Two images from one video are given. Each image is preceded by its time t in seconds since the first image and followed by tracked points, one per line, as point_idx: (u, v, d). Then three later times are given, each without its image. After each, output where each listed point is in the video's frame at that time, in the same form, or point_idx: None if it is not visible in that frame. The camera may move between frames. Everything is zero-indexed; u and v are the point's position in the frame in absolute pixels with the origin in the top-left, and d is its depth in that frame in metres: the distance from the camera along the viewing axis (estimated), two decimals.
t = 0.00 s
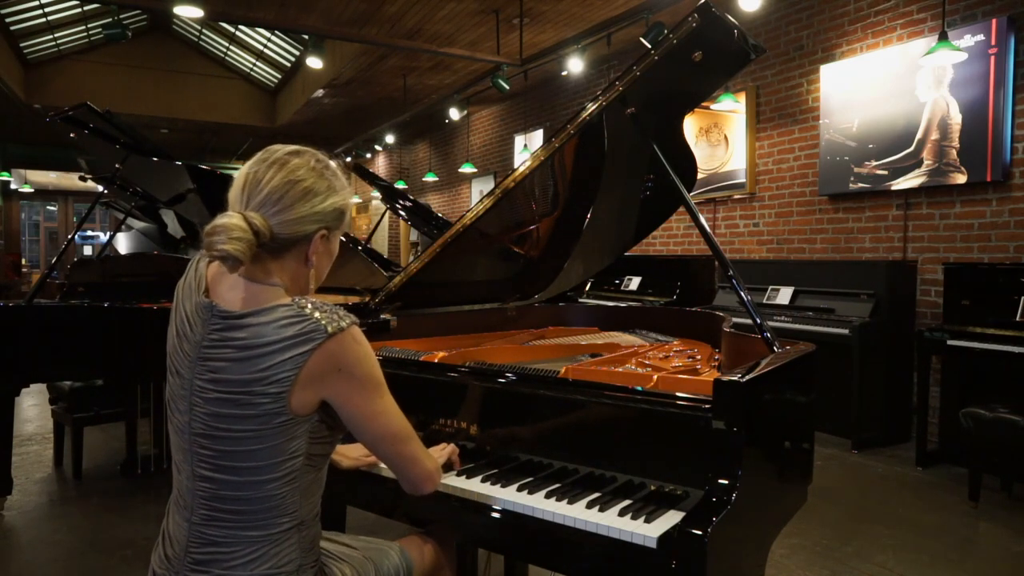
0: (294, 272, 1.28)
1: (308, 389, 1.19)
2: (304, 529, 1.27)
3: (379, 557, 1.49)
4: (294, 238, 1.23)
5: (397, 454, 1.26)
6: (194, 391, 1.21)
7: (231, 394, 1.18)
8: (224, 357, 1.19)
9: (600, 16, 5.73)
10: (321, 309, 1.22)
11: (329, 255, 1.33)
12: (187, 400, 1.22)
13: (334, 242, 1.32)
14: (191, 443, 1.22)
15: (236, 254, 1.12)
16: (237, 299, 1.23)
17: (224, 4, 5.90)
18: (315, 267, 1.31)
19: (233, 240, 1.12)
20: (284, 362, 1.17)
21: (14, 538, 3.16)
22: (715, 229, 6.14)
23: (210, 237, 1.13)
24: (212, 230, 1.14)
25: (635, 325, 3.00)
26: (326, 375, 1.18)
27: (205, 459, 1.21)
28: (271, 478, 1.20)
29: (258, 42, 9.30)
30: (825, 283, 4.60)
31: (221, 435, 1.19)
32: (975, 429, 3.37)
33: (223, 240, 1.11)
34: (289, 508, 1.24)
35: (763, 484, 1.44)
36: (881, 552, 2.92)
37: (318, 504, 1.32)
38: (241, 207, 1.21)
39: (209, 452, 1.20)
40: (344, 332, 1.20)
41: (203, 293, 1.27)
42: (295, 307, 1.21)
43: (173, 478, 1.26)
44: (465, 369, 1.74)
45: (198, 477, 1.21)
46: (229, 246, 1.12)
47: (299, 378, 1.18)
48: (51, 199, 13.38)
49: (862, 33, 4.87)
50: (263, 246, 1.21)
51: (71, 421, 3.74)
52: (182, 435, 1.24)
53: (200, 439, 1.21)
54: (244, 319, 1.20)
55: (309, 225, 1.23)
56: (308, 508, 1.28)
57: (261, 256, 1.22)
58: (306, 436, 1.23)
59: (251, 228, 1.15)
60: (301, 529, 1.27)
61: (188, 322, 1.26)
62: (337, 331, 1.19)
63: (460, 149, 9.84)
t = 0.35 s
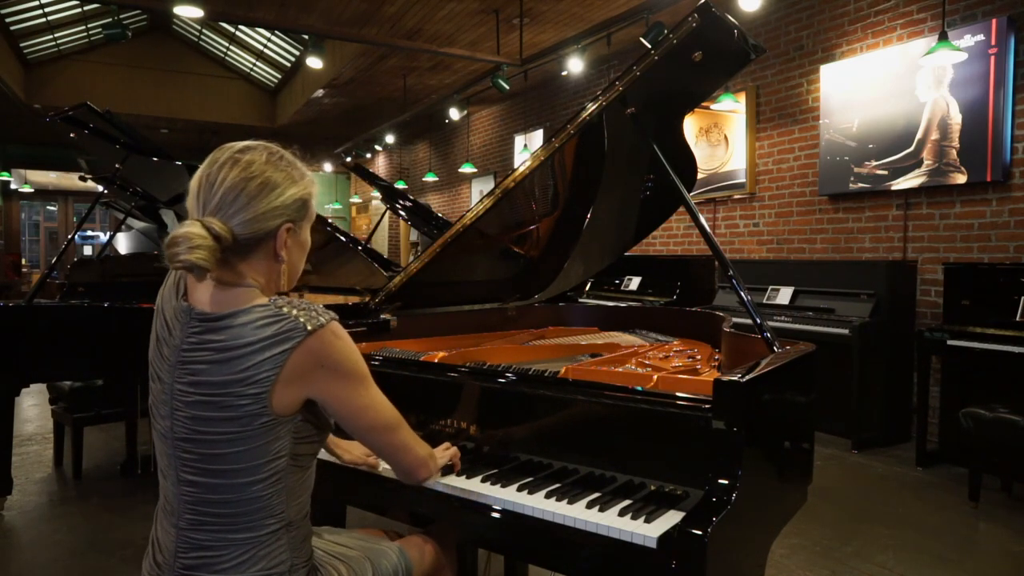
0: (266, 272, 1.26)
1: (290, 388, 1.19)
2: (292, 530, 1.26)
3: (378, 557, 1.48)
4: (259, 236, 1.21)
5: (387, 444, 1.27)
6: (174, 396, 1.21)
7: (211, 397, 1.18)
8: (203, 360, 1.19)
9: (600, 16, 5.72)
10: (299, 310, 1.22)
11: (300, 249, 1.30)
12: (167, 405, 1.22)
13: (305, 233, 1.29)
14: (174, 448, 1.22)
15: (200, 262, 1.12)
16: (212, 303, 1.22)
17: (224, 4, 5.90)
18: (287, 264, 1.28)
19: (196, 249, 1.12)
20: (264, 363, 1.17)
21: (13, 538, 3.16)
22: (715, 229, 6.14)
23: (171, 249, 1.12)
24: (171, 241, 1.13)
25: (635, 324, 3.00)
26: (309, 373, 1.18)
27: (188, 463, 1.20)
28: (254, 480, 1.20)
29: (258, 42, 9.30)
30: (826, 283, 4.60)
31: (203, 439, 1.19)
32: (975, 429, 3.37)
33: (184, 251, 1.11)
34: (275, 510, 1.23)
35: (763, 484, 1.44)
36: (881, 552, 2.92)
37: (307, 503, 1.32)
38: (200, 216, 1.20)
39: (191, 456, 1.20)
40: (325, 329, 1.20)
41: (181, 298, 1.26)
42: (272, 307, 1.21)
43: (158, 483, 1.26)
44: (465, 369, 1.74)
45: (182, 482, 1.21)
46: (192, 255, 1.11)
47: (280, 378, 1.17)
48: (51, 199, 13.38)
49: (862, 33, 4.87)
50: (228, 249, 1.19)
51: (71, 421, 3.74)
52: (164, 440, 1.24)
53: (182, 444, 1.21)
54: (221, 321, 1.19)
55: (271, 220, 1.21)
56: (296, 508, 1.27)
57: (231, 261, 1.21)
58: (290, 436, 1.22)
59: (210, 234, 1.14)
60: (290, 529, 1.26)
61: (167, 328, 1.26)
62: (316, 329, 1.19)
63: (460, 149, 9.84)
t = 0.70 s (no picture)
0: (258, 283, 1.27)
1: (264, 400, 1.18)
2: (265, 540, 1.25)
3: (371, 554, 1.48)
4: (255, 246, 1.22)
5: (351, 466, 1.26)
6: (147, 403, 1.21)
7: (183, 405, 1.17)
8: (176, 366, 1.18)
9: (601, 16, 5.72)
10: (281, 321, 1.21)
11: (297, 269, 1.31)
12: (139, 411, 1.22)
13: (302, 256, 1.30)
14: (145, 454, 1.21)
15: (195, 251, 1.15)
16: (197, 307, 1.22)
17: (225, 4, 5.90)
18: (280, 279, 1.29)
19: (192, 239, 1.15)
20: (238, 371, 1.16)
21: (13, 538, 3.16)
22: (715, 229, 6.14)
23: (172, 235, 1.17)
24: (175, 230, 1.17)
25: (635, 324, 3.00)
26: (282, 385, 1.17)
27: (159, 471, 1.20)
28: (226, 490, 1.19)
29: (258, 42, 9.30)
30: (826, 283, 4.60)
31: (175, 447, 1.18)
32: (975, 429, 3.37)
33: (182, 238, 1.15)
34: (247, 520, 1.22)
35: (763, 484, 1.44)
36: (881, 552, 2.92)
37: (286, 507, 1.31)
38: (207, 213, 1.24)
39: (162, 465, 1.19)
40: (302, 342, 1.19)
41: (163, 303, 1.26)
42: (253, 317, 1.20)
43: (130, 489, 1.26)
44: (465, 369, 1.74)
45: (155, 489, 1.21)
46: (188, 243, 1.15)
47: (252, 388, 1.16)
48: (51, 199, 13.37)
49: (862, 33, 4.87)
50: (225, 251, 1.21)
51: (71, 421, 3.74)
52: (137, 447, 1.23)
53: (154, 452, 1.20)
54: (198, 327, 1.19)
55: (270, 233, 1.22)
56: (270, 518, 1.26)
57: (225, 262, 1.23)
58: (261, 446, 1.21)
59: (211, 230, 1.17)
60: (262, 541, 1.24)
61: (145, 333, 1.26)
62: (293, 341, 1.18)
63: (460, 149, 9.84)
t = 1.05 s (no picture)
0: (272, 305, 1.27)
1: (250, 419, 1.17)
2: (245, 555, 1.25)
3: (366, 553, 1.48)
4: (279, 271, 1.22)
5: (329, 500, 1.22)
6: (135, 410, 1.20)
7: (171, 415, 1.17)
8: (168, 376, 1.18)
9: (601, 16, 5.72)
10: (281, 343, 1.20)
11: (313, 303, 1.31)
12: (127, 418, 1.22)
13: (321, 295, 1.30)
14: (129, 461, 1.21)
15: (223, 255, 1.15)
16: (202, 317, 1.22)
17: (225, 4, 5.91)
18: (294, 308, 1.29)
19: (224, 242, 1.15)
20: (227, 386, 1.15)
21: (13, 538, 3.16)
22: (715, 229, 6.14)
23: (207, 235, 1.16)
24: (211, 231, 1.17)
25: (635, 324, 3.00)
26: (270, 408, 1.16)
27: (143, 479, 1.20)
28: (208, 503, 1.19)
29: (257, 42, 9.30)
30: (826, 283, 4.60)
31: (159, 456, 1.18)
32: (975, 429, 3.37)
33: (216, 239, 1.14)
34: (226, 535, 1.22)
35: (762, 485, 1.44)
36: (881, 552, 2.92)
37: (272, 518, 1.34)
38: (242, 227, 1.24)
39: (146, 473, 1.19)
40: (298, 367, 1.17)
41: (165, 312, 1.26)
42: (255, 335, 1.19)
43: (113, 493, 1.26)
44: (465, 369, 1.75)
45: (137, 496, 1.21)
46: (219, 246, 1.15)
47: (240, 404, 1.15)
48: (51, 199, 13.37)
49: (862, 33, 4.87)
50: (249, 266, 1.21)
51: (71, 421, 3.74)
52: (122, 453, 1.23)
53: (139, 459, 1.20)
54: (196, 338, 1.19)
55: (296, 263, 1.23)
56: (249, 535, 1.26)
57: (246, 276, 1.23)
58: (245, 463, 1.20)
59: (244, 241, 1.17)
60: (240, 556, 1.24)
61: (142, 339, 1.26)
62: (289, 364, 1.16)
63: (460, 149, 9.84)
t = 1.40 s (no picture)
0: (302, 314, 1.26)
1: (269, 435, 1.16)
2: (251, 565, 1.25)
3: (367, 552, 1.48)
4: (309, 277, 1.22)
5: (342, 519, 1.20)
6: (156, 413, 1.21)
7: (191, 422, 1.17)
8: (191, 383, 1.18)
9: (601, 16, 5.72)
10: (307, 360, 1.19)
11: (345, 316, 1.28)
12: (148, 419, 1.22)
13: (353, 308, 1.28)
14: (146, 463, 1.21)
15: (253, 254, 1.16)
16: (233, 323, 1.23)
17: (225, 4, 5.91)
18: (324, 320, 1.27)
19: (256, 242, 1.17)
20: (249, 400, 1.15)
21: (13, 538, 3.16)
22: (715, 229, 6.14)
23: (242, 234, 1.19)
24: (247, 231, 1.20)
25: (635, 324, 3.00)
26: (291, 426, 1.14)
27: (158, 482, 1.20)
28: (220, 512, 1.19)
29: (258, 42, 9.30)
30: (826, 283, 4.60)
31: (176, 462, 1.18)
32: (975, 429, 3.37)
33: (247, 238, 1.17)
34: (235, 544, 1.22)
35: (762, 485, 1.44)
36: (881, 552, 2.92)
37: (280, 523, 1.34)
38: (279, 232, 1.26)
39: (162, 476, 1.19)
40: (322, 389, 1.16)
41: (194, 314, 1.27)
42: (281, 350, 1.18)
43: (127, 492, 1.26)
44: (465, 369, 1.75)
45: (150, 498, 1.21)
46: (251, 245, 1.17)
47: (263, 421, 1.15)
48: (51, 199, 13.36)
49: (862, 33, 4.87)
50: (280, 270, 1.22)
51: (71, 421, 3.73)
52: (139, 452, 1.23)
53: (156, 462, 1.20)
54: (223, 347, 1.19)
55: (326, 270, 1.22)
56: (257, 546, 1.26)
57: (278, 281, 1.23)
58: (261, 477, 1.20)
59: (277, 244, 1.18)
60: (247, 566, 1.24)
61: (168, 339, 1.26)
62: (313, 385, 1.15)
63: (460, 149, 9.84)
